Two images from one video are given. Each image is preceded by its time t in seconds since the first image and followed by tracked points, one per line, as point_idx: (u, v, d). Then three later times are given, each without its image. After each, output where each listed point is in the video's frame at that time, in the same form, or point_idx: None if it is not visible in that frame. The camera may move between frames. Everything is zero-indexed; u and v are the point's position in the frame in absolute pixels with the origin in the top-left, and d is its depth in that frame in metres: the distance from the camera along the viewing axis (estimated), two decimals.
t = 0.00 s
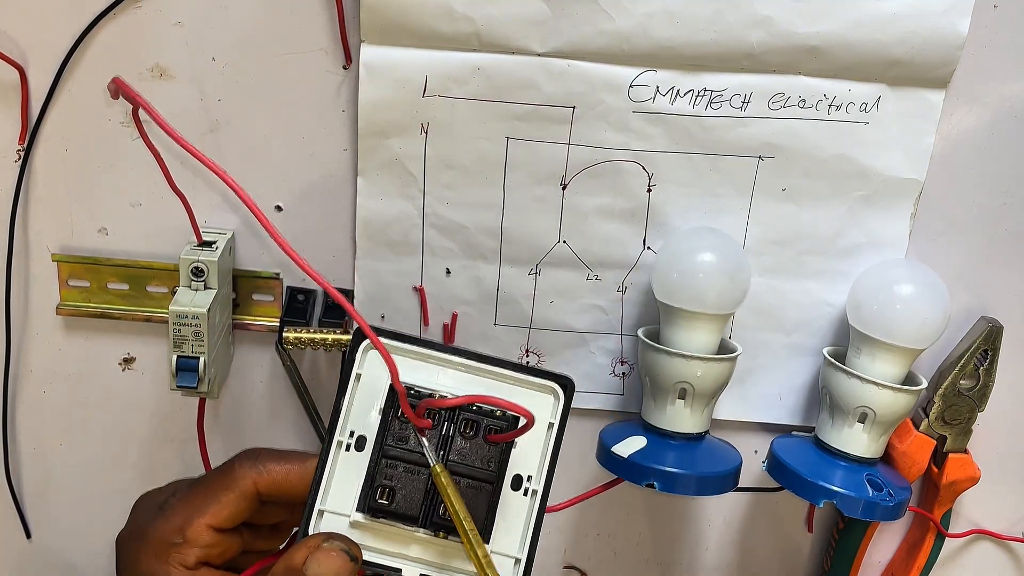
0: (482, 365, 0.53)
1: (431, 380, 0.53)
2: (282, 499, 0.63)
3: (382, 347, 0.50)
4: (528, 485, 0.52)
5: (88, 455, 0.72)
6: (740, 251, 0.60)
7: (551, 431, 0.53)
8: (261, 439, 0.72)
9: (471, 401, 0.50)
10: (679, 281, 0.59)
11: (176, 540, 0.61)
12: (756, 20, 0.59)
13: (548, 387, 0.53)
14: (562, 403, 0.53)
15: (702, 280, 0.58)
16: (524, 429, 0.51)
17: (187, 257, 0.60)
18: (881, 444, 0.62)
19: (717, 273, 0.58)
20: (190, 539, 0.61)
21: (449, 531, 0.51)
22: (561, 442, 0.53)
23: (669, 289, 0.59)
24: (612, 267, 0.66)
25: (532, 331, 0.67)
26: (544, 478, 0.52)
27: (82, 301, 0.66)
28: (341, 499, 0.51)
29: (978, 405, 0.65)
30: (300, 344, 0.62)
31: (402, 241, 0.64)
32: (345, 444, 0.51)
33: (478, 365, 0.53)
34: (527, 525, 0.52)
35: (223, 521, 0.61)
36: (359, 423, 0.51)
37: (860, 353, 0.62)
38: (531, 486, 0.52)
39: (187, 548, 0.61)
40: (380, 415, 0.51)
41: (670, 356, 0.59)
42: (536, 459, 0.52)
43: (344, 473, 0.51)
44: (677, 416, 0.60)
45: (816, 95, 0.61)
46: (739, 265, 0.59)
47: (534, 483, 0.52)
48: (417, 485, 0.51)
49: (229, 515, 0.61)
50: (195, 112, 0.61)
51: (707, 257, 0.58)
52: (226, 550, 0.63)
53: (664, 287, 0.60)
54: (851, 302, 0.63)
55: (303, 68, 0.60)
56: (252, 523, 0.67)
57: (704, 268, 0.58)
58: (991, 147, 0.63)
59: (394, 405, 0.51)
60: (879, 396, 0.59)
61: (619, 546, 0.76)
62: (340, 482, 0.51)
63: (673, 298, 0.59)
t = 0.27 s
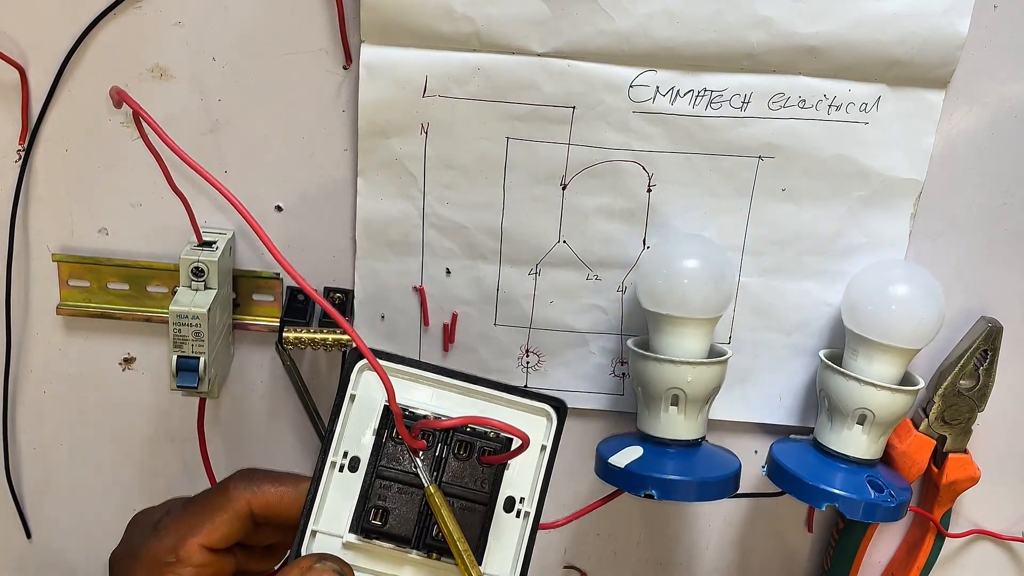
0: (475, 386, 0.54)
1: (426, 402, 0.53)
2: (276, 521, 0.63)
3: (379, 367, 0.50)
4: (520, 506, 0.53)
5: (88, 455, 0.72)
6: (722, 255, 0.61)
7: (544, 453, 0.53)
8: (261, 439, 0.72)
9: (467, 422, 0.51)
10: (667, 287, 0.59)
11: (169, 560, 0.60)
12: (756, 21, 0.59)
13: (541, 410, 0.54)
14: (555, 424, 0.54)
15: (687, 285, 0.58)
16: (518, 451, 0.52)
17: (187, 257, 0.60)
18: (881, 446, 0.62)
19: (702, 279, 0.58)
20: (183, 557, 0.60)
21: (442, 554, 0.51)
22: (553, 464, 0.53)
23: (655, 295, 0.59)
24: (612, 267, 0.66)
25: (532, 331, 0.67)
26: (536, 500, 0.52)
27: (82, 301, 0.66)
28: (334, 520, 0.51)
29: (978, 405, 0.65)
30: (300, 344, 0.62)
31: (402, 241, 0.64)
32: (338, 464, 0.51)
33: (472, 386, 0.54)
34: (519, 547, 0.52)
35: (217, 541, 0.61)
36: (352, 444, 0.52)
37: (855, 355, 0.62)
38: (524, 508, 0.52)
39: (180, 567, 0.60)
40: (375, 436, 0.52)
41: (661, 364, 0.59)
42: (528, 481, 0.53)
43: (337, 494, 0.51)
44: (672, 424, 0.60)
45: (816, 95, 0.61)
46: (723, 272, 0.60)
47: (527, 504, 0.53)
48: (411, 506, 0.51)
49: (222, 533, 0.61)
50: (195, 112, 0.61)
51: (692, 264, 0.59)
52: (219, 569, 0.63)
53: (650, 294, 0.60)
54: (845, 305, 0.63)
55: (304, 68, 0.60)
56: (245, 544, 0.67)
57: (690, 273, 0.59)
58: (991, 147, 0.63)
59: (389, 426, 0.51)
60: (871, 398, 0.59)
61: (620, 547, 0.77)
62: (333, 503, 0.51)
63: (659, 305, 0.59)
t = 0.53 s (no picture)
0: (474, 370, 0.53)
1: (424, 387, 0.53)
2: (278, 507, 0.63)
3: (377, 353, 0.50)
4: (520, 488, 0.53)
5: (88, 455, 0.72)
6: (722, 255, 0.61)
7: (542, 436, 0.53)
8: (261, 438, 0.72)
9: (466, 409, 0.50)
10: (666, 289, 0.59)
11: (173, 548, 0.61)
12: (756, 21, 0.59)
13: (540, 394, 0.54)
14: (553, 409, 0.53)
15: (687, 288, 0.58)
16: (518, 435, 0.51)
17: (187, 257, 0.60)
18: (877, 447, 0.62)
19: (703, 282, 0.58)
20: (186, 545, 0.61)
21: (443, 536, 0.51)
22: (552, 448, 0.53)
23: (654, 297, 0.59)
24: (612, 267, 0.66)
25: (532, 331, 0.67)
26: (535, 482, 0.52)
27: (82, 301, 0.66)
28: (336, 506, 0.51)
29: (978, 405, 0.65)
30: (300, 344, 0.62)
31: (402, 241, 0.64)
32: (339, 450, 0.51)
33: (470, 371, 0.53)
34: (520, 528, 0.52)
35: (220, 528, 0.62)
36: (353, 429, 0.52)
37: (851, 356, 0.62)
38: (523, 490, 0.53)
39: (184, 555, 0.61)
40: (375, 420, 0.52)
41: (659, 365, 0.59)
42: (528, 464, 0.53)
43: (338, 480, 0.51)
44: (670, 424, 0.60)
45: (816, 95, 0.61)
46: (724, 273, 0.59)
47: (526, 487, 0.53)
48: (411, 491, 0.51)
49: (226, 522, 0.61)
50: (195, 112, 0.61)
51: (692, 266, 0.58)
52: (222, 557, 0.63)
53: (650, 296, 0.60)
54: (842, 305, 0.63)
55: (304, 68, 0.60)
56: (248, 531, 0.67)
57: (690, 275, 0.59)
58: (991, 147, 0.63)
59: (388, 411, 0.51)
60: (866, 400, 0.59)
61: (620, 546, 0.77)
62: (334, 489, 0.51)
63: (660, 307, 0.59)
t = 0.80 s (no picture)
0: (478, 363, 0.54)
1: (428, 381, 0.53)
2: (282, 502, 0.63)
3: (383, 347, 0.50)
4: (523, 482, 0.53)
5: (88, 454, 0.72)
6: (724, 255, 0.60)
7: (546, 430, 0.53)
8: (261, 438, 0.72)
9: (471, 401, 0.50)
10: (669, 290, 0.59)
11: (177, 542, 0.61)
12: (756, 21, 0.59)
13: (544, 387, 0.54)
14: (557, 402, 0.53)
15: (690, 288, 0.58)
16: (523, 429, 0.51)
17: (187, 258, 0.61)
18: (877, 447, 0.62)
19: (708, 283, 0.58)
20: (191, 539, 0.61)
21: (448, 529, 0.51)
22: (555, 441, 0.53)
23: (657, 297, 0.59)
24: (612, 267, 0.66)
25: (532, 331, 0.67)
26: (539, 475, 0.53)
27: (82, 301, 0.66)
28: (341, 500, 0.51)
29: (978, 405, 0.65)
30: (300, 344, 0.63)
31: (402, 241, 0.64)
32: (344, 443, 0.51)
33: (475, 364, 0.54)
34: (524, 521, 0.52)
35: (224, 523, 0.61)
36: (358, 423, 0.52)
37: (851, 356, 0.62)
38: (527, 483, 0.53)
39: (188, 549, 0.61)
40: (380, 413, 0.52)
41: (661, 365, 0.59)
42: (532, 457, 0.53)
43: (344, 473, 0.51)
44: (671, 424, 0.60)
45: (816, 95, 0.61)
46: (728, 274, 0.59)
47: (530, 480, 0.53)
48: (416, 484, 0.51)
49: (230, 516, 0.61)
50: (195, 112, 0.62)
51: (695, 266, 0.58)
52: (227, 551, 0.63)
53: (652, 296, 0.60)
54: (842, 305, 0.63)
55: (304, 68, 0.60)
56: (251, 525, 0.67)
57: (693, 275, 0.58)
58: (991, 147, 0.63)
59: (393, 405, 0.52)
60: (863, 401, 0.60)
61: (620, 546, 0.77)
62: (340, 481, 0.51)
63: (662, 307, 0.59)
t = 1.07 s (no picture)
0: (475, 361, 0.53)
1: (426, 379, 0.53)
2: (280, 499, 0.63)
3: (379, 344, 0.50)
4: (521, 477, 0.53)
5: (88, 454, 0.72)
6: (723, 255, 0.60)
7: (543, 426, 0.53)
8: (261, 438, 0.72)
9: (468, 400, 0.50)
10: (669, 289, 0.59)
11: (176, 541, 0.60)
12: (755, 21, 0.59)
13: (541, 384, 0.54)
14: (554, 399, 0.53)
15: (690, 287, 0.58)
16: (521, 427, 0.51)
17: (187, 258, 0.61)
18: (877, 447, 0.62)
19: (707, 282, 0.58)
20: (190, 538, 0.60)
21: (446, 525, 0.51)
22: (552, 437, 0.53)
23: (657, 297, 0.59)
24: (612, 267, 0.66)
25: (532, 331, 0.67)
26: (536, 470, 0.53)
27: (82, 301, 0.66)
28: (340, 496, 0.51)
29: (978, 404, 0.65)
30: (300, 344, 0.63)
31: (402, 240, 0.64)
32: (343, 440, 0.51)
33: (472, 362, 0.53)
34: (522, 515, 0.53)
35: (223, 520, 0.61)
36: (356, 420, 0.51)
37: (851, 356, 0.62)
38: (525, 479, 0.53)
39: (187, 547, 0.60)
40: (378, 411, 0.52)
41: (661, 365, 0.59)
42: (530, 453, 0.53)
43: (342, 470, 0.51)
44: (670, 424, 0.60)
45: (816, 95, 0.61)
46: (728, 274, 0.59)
47: (527, 475, 0.53)
48: (414, 481, 0.51)
49: (229, 514, 0.61)
50: (195, 112, 0.62)
51: (695, 266, 0.58)
52: (226, 550, 0.63)
53: (652, 296, 0.60)
54: (842, 305, 0.63)
55: (304, 68, 0.60)
56: (250, 523, 0.67)
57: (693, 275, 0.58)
58: (991, 147, 0.63)
59: (390, 403, 0.51)
60: (863, 400, 0.60)
61: (620, 546, 0.77)
62: (338, 478, 0.51)
63: (663, 307, 0.59)
